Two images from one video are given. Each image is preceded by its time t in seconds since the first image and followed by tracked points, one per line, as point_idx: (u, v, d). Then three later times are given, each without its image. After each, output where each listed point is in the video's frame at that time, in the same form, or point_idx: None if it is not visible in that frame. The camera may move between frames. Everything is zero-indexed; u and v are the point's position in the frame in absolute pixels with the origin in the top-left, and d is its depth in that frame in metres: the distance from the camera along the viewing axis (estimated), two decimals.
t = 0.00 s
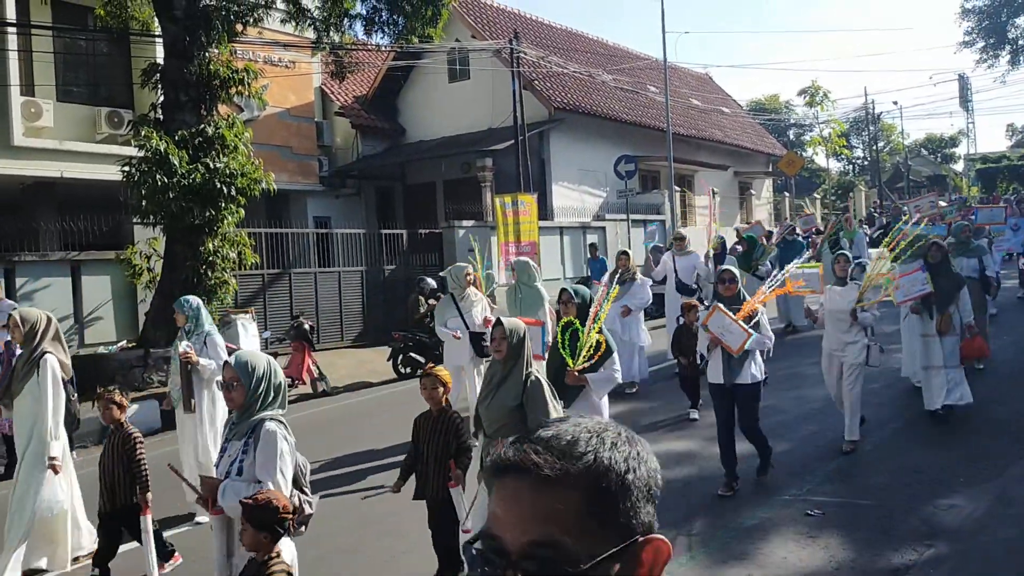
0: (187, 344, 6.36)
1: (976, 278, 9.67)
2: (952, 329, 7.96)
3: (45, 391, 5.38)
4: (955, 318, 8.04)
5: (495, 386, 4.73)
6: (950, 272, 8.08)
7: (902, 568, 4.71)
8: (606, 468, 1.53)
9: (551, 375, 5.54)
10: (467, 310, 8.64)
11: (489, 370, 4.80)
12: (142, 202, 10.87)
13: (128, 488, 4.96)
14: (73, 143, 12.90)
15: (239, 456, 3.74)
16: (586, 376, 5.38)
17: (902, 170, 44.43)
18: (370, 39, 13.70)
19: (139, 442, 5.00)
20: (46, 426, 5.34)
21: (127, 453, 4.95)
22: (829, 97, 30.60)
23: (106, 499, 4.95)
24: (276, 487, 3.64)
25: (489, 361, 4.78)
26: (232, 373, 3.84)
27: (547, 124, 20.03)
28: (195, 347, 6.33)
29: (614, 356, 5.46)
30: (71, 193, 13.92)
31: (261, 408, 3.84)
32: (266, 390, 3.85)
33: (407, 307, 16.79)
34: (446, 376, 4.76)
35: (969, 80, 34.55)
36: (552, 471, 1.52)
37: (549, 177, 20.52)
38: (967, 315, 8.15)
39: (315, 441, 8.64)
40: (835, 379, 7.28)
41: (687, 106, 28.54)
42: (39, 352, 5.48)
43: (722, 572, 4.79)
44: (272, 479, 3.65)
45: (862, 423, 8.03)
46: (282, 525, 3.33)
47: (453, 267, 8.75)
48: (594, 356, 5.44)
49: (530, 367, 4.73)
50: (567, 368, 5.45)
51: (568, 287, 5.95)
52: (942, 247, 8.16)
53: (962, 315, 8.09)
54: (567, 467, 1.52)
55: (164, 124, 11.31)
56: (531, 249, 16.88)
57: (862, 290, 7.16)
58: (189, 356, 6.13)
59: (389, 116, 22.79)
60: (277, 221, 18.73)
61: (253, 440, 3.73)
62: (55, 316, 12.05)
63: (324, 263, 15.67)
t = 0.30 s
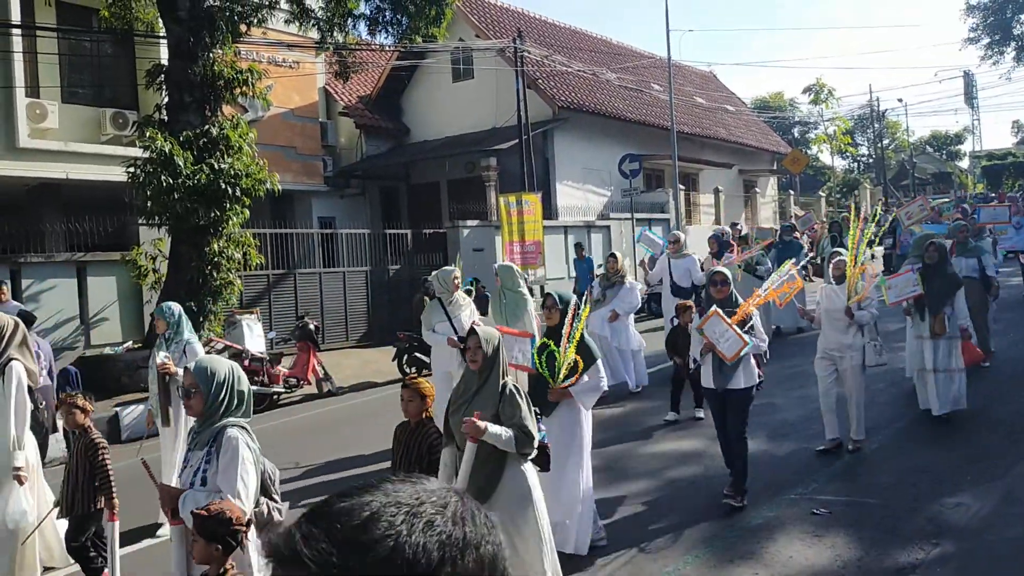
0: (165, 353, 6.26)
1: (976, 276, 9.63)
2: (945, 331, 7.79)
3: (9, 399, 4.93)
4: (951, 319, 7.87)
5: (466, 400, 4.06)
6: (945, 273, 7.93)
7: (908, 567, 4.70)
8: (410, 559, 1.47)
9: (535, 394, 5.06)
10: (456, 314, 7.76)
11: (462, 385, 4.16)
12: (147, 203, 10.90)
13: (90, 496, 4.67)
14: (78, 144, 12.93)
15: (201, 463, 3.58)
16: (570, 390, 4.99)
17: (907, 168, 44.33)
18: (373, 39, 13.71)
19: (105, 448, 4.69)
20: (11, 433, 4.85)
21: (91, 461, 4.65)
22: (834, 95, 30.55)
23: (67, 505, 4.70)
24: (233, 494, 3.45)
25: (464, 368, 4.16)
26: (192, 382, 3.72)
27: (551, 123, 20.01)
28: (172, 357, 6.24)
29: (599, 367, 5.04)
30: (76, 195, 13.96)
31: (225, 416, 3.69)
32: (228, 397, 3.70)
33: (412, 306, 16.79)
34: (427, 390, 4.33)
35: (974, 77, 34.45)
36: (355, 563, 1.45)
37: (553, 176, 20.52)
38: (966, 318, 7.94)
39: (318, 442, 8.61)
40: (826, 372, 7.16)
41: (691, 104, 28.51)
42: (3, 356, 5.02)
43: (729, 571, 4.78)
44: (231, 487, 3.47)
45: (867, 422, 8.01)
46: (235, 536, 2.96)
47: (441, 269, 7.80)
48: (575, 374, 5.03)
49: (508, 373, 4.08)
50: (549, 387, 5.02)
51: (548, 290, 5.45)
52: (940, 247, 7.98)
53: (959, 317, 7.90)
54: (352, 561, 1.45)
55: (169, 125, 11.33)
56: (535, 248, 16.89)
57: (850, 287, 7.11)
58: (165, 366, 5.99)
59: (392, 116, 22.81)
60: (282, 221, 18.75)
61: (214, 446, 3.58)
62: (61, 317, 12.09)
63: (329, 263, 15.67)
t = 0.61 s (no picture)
0: (136, 354, 6.24)
1: (977, 271, 9.60)
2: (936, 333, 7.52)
3: None
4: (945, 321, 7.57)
5: (427, 402, 3.95)
6: (936, 273, 7.63)
7: (914, 564, 4.69)
8: None
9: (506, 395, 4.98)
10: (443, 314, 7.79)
11: (423, 386, 4.06)
12: (151, 202, 10.92)
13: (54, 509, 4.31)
14: (82, 144, 12.95)
15: (152, 482, 3.39)
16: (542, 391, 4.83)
17: (911, 163, 44.24)
18: (376, 38, 13.71)
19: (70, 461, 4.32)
20: None
21: (52, 477, 4.27)
22: (837, 91, 30.49)
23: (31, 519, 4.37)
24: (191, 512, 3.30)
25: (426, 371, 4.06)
26: (140, 393, 3.50)
27: (554, 121, 19.99)
28: (142, 359, 6.19)
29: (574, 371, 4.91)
30: (80, 195, 13.98)
31: (176, 430, 3.51)
32: (180, 411, 3.52)
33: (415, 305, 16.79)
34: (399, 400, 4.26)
35: (977, 72, 34.36)
36: None
37: (556, 174, 20.51)
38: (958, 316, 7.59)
39: (321, 441, 8.60)
40: (829, 386, 6.88)
41: (694, 101, 28.49)
42: None
43: (734, 568, 4.78)
44: (191, 504, 3.31)
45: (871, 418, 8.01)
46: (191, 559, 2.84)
47: (429, 270, 7.93)
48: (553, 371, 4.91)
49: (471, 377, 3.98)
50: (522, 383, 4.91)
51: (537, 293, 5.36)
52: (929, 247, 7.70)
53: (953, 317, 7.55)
54: None
55: (172, 124, 11.34)
56: (539, 247, 16.87)
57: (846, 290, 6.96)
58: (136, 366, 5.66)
59: (395, 114, 22.82)
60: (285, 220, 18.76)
61: (167, 464, 3.40)
62: (65, 317, 12.11)
63: (333, 262, 15.66)
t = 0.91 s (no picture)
0: (102, 360, 6.34)
1: (978, 269, 9.40)
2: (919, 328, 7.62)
3: None
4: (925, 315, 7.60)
5: (391, 413, 3.94)
6: (919, 268, 7.67)
7: (915, 558, 4.70)
8: None
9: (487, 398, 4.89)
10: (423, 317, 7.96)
11: (389, 398, 4.05)
12: (151, 201, 10.92)
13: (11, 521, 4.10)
14: (82, 143, 12.94)
15: (105, 491, 3.43)
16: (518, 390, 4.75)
17: (911, 157, 44.20)
18: (375, 35, 13.69)
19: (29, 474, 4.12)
20: None
21: (11, 488, 4.08)
22: (837, 85, 30.46)
23: None
24: (151, 518, 3.38)
25: (393, 376, 4.06)
26: (83, 402, 3.51)
27: (553, 117, 19.99)
28: (107, 364, 6.30)
29: (551, 369, 4.82)
30: (81, 194, 13.98)
31: (123, 437, 3.54)
32: (125, 417, 3.55)
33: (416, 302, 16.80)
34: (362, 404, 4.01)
35: (977, 65, 34.28)
36: None
37: (556, 170, 20.51)
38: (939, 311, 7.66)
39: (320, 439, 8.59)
40: (809, 383, 6.81)
41: (694, 96, 28.46)
42: None
43: (736, 563, 4.79)
44: (150, 509, 3.39)
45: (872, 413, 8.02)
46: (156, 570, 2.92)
47: (407, 273, 8.04)
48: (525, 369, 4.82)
49: (435, 385, 4.01)
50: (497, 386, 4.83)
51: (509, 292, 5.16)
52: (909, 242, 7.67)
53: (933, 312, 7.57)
54: None
55: (171, 123, 11.34)
56: (539, 243, 16.94)
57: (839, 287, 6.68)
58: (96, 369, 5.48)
59: (395, 112, 22.81)
60: (285, 218, 18.77)
61: (119, 471, 3.44)
62: (66, 316, 12.12)
63: (333, 259, 15.66)
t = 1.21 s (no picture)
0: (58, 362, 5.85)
1: (974, 265, 9.38)
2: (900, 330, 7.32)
3: None
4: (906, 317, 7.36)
5: (349, 420, 3.75)
6: (900, 267, 7.39)
7: (910, 552, 4.70)
8: None
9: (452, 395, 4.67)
10: (398, 316, 7.53)
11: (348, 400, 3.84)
12: (146, 196, 10.89)
13: None
14: (76, 138, 12.89)
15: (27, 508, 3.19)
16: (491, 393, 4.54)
17: (907, 152, 44.21)
18: (370, 29, 13.65)
19: None
20: None
21: None
22: (833, 80, 30.45)
23: None
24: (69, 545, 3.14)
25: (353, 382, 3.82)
26: (18, 411, 3.30)
27: (549, 112, 19.95)
28: (64, 366, 5.75)
29: (522, 374, 4.66)
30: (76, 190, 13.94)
31: (58, 452, 3.31)
32: (62, 431, 3.32)
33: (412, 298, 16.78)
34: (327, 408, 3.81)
35: (973, 60, 34.26)
36: None
37: (552, 166, 20.49)
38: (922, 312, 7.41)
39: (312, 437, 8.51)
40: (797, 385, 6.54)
41: (690, 91, 28.43)
42: None
43: (732, 557, 4.79)
44: (69, 537, 3.14)
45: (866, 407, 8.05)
46: None
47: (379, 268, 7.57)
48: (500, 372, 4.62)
49: (396, 393, 3.78)
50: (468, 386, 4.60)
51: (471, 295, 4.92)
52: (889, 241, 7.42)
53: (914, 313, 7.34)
54: None
55: (166, 118, 11.30)
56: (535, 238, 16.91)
57: (820, 289, 6.45)
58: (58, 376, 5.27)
59: (391, 107, 22.77)
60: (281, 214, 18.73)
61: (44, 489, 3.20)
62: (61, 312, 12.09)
63: (329, 255, 15.62)
